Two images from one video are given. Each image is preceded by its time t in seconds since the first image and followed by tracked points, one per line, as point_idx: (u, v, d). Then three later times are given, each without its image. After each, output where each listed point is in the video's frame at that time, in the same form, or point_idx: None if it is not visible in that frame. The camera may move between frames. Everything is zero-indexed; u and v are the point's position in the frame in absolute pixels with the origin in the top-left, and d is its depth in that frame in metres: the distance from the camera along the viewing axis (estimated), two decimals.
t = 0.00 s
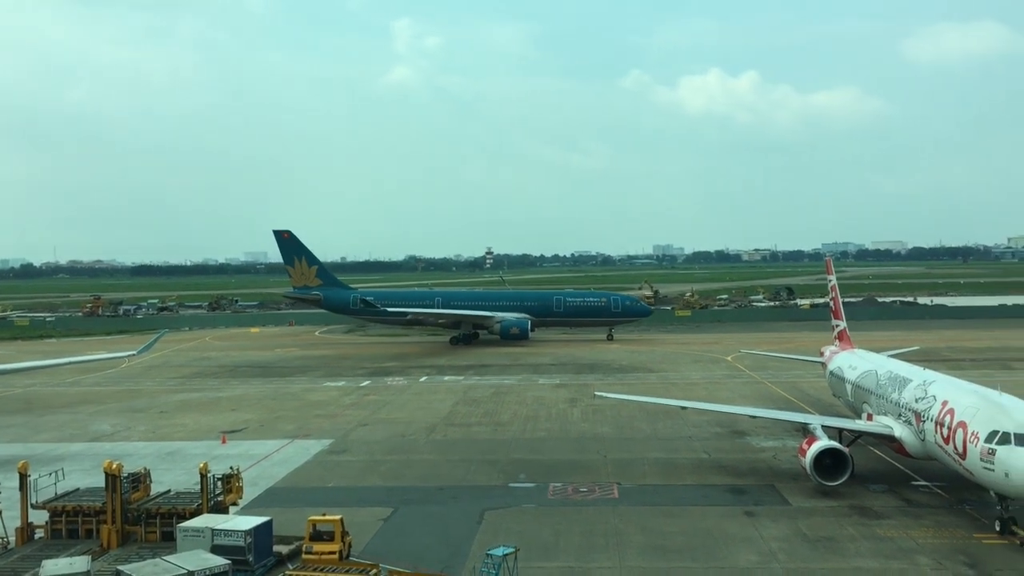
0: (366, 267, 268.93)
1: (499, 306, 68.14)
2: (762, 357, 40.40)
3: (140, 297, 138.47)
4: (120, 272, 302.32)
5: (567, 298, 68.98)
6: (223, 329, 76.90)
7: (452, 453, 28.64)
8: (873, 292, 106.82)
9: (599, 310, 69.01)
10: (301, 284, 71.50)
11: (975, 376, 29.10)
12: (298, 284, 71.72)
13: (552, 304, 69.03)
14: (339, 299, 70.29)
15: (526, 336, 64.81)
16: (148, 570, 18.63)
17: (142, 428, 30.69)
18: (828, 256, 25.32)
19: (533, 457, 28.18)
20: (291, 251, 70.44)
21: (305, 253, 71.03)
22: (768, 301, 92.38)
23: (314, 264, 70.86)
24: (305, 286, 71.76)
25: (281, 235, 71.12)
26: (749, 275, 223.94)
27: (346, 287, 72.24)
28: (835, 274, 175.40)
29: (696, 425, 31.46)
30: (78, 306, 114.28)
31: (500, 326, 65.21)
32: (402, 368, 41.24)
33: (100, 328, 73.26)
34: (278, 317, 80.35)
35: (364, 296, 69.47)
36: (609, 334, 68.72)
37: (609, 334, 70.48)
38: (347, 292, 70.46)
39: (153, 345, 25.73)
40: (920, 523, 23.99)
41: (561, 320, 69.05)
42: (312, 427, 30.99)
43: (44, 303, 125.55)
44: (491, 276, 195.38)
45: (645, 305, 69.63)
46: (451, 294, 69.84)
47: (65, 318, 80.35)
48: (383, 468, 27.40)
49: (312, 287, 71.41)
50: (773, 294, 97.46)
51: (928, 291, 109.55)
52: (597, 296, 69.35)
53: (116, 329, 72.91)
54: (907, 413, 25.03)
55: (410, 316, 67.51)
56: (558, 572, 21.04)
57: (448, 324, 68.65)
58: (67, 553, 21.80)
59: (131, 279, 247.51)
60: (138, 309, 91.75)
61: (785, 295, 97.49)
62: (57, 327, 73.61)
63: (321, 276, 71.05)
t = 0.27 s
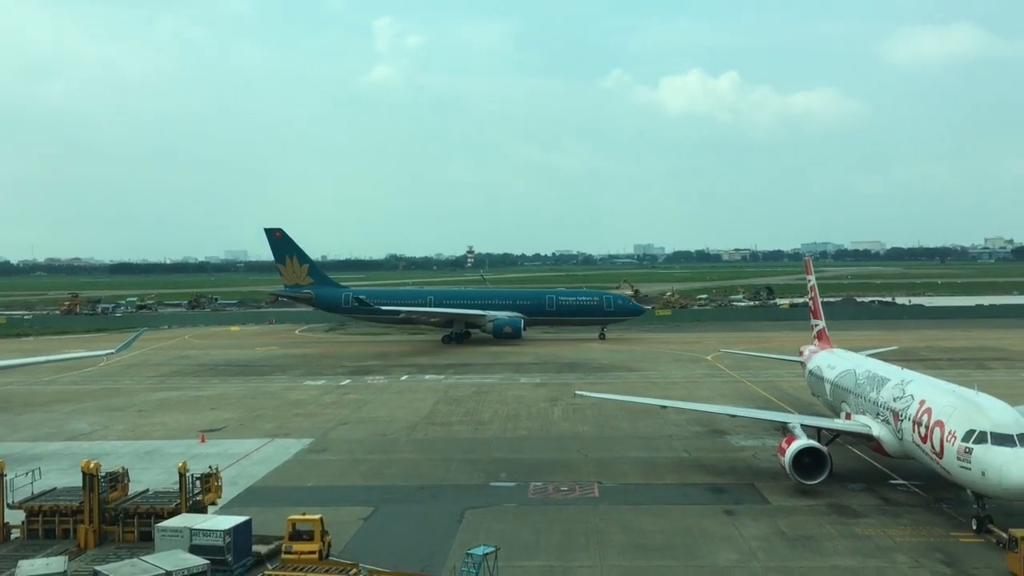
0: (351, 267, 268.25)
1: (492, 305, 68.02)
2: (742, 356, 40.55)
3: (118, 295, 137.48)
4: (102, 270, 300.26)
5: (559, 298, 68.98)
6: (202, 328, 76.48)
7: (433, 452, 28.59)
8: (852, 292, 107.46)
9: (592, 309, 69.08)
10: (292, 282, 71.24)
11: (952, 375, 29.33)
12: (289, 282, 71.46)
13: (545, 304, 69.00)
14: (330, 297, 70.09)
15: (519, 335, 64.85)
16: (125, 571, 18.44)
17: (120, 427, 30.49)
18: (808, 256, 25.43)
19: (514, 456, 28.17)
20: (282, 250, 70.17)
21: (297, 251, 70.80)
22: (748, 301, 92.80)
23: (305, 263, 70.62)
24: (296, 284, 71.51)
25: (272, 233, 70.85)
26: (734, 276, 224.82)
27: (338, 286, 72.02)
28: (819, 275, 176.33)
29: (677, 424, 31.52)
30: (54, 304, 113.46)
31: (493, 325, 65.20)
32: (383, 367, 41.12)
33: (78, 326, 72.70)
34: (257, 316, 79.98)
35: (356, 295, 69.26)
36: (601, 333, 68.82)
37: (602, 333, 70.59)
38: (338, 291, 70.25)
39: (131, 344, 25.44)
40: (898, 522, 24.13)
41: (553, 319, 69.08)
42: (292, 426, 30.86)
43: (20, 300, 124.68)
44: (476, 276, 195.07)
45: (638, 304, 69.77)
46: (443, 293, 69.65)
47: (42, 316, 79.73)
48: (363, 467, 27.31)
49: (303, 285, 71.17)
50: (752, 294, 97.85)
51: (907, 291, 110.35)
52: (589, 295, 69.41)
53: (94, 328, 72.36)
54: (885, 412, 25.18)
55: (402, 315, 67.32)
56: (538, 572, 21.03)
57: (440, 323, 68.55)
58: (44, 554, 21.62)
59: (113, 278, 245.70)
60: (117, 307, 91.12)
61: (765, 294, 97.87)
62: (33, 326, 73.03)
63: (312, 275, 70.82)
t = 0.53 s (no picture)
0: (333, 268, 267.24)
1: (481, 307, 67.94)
2: (718, 358, 40.79)
3: (91, 297, 136.34)
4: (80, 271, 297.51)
5: (548, 300, 69.08)
6: (178, 329, 75.98)
7: (411, 454, 28.56)
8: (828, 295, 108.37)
9: (581, 312, 69.24)
10: (280, 284, 70.88)
11: (925, 378, 29.66)
12: (277, 285, 71.08)
13: (534, 306, 69.09)
14: (318, 299, 69.80)
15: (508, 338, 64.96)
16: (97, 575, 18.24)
17: (94, 430, 30.23)
18: (783, 259, 25.59)
19: (492, 458, 28.19)
20: (270, 252, 69.80)
21: (284, 253, 70.44)
22: (724, 303, 93.36)
23: (293, 265, 70.31)
24: (284, 286, 71.15)
25: (259, 235, 70.44)
26: (716, 278, 225.89)
27: (326, 287, 71.78)
28: (799, 277, 177.42)
29: (653, 426, 31.66)
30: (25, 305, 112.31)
31: (483, 328, 65.30)
32: (361, 369, 41.03)
33: (52, 328, 71.99)
34: (234, 318, 79.49)
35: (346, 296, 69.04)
36: (590, 335, 69.02)
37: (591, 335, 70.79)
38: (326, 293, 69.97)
39: (108, 346, 24.99)
40: (873, 522, 24.35)
41: (543, 321, 69.20)
42: (269, 429, 30.73)
43: None
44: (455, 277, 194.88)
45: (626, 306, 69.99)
46: (433, 294, 69.49)
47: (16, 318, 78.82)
48: (341, 469, 27.22)
49: (290, 287, 70.82)
50: (729, 297, 98.53)
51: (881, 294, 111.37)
52: (578, 297, 69.54)
53: (69, 331, 71.68)
54: (859, 413, 25.38)
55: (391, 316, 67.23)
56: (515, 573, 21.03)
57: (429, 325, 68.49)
58: (16, 558, 21.38)
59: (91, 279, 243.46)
60: (92, 310, 90.30)
61: (741, 297, 98.65)
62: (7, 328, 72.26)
63: (300, 277, 70.49)
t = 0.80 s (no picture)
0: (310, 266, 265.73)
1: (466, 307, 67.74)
2: (690, 358, 40.98)
3: (59, 295, 134.73)
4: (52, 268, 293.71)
5: (533, 299, 69.11)
6: (148, 328, 75.21)
7: (383, 454, 28.44)
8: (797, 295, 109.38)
9: (566, 311, 69.35)
10: (263, 283, 70.27)
11: (893, 377, 29.97)
12: (260, 283, 70.45)
13: (519, 305, 69.06)
14: (302, 297, 69.31)
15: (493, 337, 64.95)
16: None
17: (61, 430, 29.84)
18: (755, 259, 25.69)
19: (465, 458, 28.13)
20: (253, 249, 69.18)
21: (268, 251, 69.86)
22: (696, 302, 93.91)
23: (277, 263, 69.74)
24: (267, 284, 70.53)
25: (243, 233, 69.77)
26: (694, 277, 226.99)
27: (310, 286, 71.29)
28: (772, 277, 178.58)
29: (626, 425, 31.75)
30: None
31: (468, 327, 65.27)
32: (333, 368, 40.83)
33: (20, 327, 71.00)
34: (205, 317, 78.75)
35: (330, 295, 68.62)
36: (574, 335, 69.18)
37: (575, 334, 70.97)
38: (309, 291, 69.50)
39: (74, 345, 24.72)
40: (842, 521, 24.56)
41: (527, 320, 69.23)
42: (240, 428, 30.48)
43: None
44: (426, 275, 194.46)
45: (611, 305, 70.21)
46: (417, 293, 69.15)
47: None
48: (312, 469, 27.06)
49: (274, 285, 70.24)
50: (702, 296, 99.16)
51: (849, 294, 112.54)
52: (563, 297, 69.64)
53: (37, 329, 70.72)
54: (829, 413, 25.59)
55: (376, 316, 66.98)
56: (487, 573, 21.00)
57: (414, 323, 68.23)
58: None
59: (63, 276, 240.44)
60: (60, 308, 89.13)
61: (713, 296, 99.35)
62: None
63: (283, 275, 69.94)
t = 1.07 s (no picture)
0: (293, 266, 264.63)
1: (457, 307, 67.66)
2: (669, 357, 41.17)
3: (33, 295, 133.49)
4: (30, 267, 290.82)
5: (524, 299, 69.17)
6: (124, 328, 74.70)
7: (363, 454, 28.40)
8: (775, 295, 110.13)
9: (556, 311, 69.54)
10: (252, 283, 69.76)
11: (869, 376, 30.24)
12: (249, 283, 69.91)
13: (510, 305, 69.08)
14: (291, 298, 68.94)
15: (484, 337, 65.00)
16: None
17: (37, 431, 29.59)
18: (733, 259, 25.83)
19: (445, 458, 28.12)
20: (243, 249, 68.70)
21: (257, 251, 69.40)
22: (676, 302, 94.32)
23: (266, 263, 69.32)
24: (256, 284, 70.02)
25: (232, 232, 69.27)
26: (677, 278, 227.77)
27: (300, 286, 70.97)
28: (751, 277, 179.72)
29: (605, 425, 31.84)
30: None
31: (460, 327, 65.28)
32: (313, 368, 40.70)
33: None
34: (182, 317, 78.27)
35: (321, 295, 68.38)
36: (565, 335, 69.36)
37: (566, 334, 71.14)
38: (299, 292, 69.13)
39: (51, 345, 24.18)
40: (819, 519, 24.75)
41: (519, 320, 69.33)
42: (218, 429, 30.34)
43: None
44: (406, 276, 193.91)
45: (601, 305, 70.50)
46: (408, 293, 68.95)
47: None
48: (291, 470, 26.98)
49: (263, 286, 69.75)
50: (681, 296, 99.70)
51: (827, 294, 113.43)
52: (554, 297, 69.79)
53: (12, 330, 70.05)
54: (806, 412, 25.78)
55: (369, 315, 66.94)
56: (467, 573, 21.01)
57: (405, 323, 68.08)
58: None
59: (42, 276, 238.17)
60: (36, 308, 88.32)
61: (691, 296, 99.92)
62: None
63: (273, 275, 69.52)
